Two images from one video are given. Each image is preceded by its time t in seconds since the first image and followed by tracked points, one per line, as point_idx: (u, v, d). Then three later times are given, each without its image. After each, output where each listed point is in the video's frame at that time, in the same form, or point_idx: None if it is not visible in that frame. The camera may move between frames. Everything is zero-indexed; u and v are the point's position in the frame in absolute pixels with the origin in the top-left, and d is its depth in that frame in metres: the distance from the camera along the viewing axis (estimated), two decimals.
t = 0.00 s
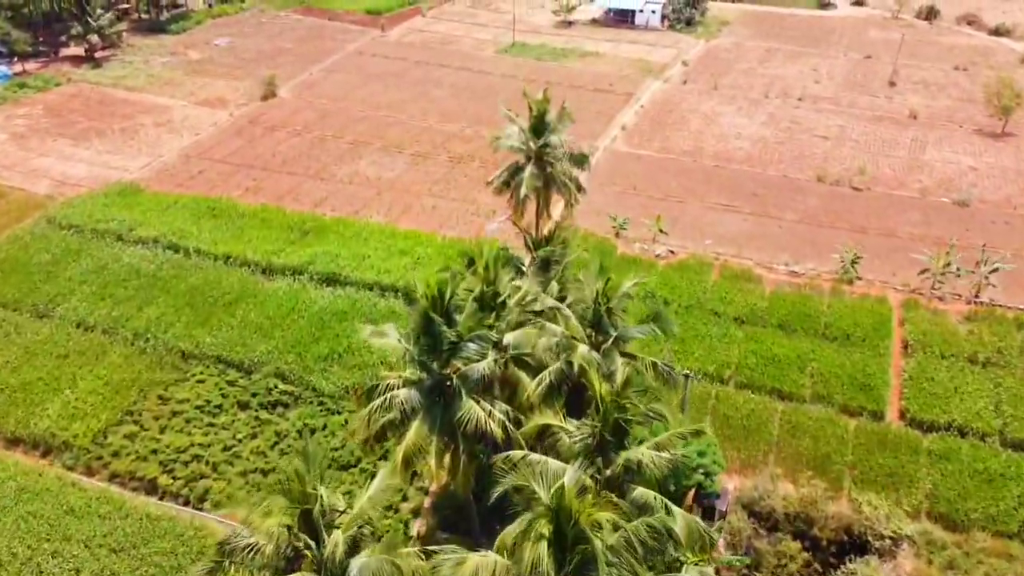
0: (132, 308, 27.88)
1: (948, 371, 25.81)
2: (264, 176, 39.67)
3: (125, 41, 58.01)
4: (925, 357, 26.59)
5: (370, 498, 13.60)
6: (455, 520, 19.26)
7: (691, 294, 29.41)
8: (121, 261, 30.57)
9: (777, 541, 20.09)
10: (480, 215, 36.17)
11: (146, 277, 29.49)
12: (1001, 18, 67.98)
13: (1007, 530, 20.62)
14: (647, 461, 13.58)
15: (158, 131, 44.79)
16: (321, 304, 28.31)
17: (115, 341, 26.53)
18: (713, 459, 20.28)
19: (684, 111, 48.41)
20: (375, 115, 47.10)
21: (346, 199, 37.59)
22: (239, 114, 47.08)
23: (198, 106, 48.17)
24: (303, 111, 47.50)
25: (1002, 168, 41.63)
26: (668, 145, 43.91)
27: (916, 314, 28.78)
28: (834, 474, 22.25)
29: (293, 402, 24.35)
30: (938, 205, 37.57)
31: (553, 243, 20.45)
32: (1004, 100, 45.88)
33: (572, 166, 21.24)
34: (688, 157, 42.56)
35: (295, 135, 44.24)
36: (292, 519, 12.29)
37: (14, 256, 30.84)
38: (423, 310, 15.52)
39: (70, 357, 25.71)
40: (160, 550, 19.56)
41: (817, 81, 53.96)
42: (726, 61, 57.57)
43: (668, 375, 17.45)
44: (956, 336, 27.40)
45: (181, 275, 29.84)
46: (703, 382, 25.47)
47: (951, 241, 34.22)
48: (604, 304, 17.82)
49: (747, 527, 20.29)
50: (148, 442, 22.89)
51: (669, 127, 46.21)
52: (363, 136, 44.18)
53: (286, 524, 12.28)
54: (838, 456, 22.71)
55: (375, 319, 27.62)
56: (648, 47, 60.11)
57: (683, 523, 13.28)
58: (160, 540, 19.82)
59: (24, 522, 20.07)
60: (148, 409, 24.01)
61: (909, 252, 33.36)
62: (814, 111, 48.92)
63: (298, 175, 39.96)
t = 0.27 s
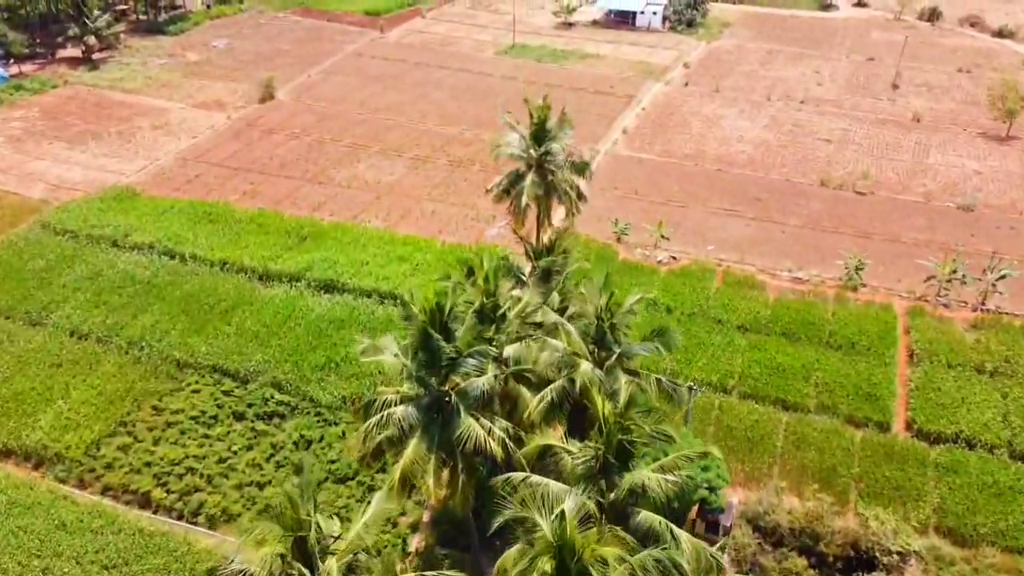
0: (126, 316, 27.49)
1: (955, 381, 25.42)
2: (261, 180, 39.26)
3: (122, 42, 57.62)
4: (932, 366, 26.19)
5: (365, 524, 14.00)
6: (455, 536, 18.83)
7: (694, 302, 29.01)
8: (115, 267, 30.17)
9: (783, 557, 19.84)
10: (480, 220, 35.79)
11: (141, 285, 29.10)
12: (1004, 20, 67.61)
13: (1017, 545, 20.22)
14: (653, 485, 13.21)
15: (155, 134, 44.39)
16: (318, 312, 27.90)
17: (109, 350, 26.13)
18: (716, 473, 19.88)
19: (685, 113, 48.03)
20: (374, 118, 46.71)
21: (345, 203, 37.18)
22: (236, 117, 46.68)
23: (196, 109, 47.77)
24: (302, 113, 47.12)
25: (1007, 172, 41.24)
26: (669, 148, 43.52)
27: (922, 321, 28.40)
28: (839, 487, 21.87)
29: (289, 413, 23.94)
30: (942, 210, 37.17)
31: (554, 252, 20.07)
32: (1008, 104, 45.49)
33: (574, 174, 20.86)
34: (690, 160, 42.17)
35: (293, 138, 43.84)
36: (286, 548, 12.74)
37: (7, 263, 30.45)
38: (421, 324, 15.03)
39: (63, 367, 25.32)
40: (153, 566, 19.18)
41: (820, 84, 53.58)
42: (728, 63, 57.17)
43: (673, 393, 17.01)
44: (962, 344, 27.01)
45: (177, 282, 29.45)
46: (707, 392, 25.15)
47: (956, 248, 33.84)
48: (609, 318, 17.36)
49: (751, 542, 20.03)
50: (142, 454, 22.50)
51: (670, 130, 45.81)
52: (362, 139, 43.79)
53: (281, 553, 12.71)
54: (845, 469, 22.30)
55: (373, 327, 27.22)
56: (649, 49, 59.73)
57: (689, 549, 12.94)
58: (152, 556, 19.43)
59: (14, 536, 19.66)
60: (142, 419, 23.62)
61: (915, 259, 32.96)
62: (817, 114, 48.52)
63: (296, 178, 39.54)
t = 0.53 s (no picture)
0: (121, 324, 27.11)
1: (963, 391, 25.02)
2: (259, 184, 38.86)
3: (120, 44, 57.24)
4: (938, 376, 25.80)
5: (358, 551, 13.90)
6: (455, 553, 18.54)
7: (697, 310, 28.60)
8: (111, 274, 29.79)
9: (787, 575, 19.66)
10: (479, 225, 35.40)
11: (136, 292, 28.72)
12: (1006, 21, 67.23)
13: None
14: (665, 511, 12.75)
15: (152, 137, 44.00)
16: (315, 320, 27.52)
17: (103, 360, 25.74)
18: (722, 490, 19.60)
19: (687, 117, 47.65)
20: (373, 121, 46.31)
21: (344, 208, 36.78)
22: (234, 120, 46.28)
23: (194, 112, 47.38)
24: (300, 116, 46.72)
25: (1012, 177, 40.84)
26: (671, 152, 43.14)
27: (928, 330, 28.02)
28: (845, 501, 21.48)
29: (286, 424, 23.55)
30: (947, 215, 36.79)
31: (556, 263, 19.70)
32: (1013, 107, 45.10)
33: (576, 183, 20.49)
34: (692, 164, 41.78)
35: (291, 142, 43.44)
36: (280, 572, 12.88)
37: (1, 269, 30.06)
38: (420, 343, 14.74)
39: (57, 377, 24.94)
40: None
41: (823, 86, 53.19)
42: (730, 65, 56.80)
43: (678, 410, 16.39)
44: (969, 353, 26.61)
45: (173, 289, 29.07)
46: (710, 402, 24.85)
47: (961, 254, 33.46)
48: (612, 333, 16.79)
49: (756, 558, 19.79)
50: (137, 467, 22.11)
51: (672, 133, 45.42)
52: (361, 143, 43.39)
53: None
54: (851, 482, 21.92)
55: (370, 334, 26.81)
56: (650, 51, 59.35)
57: None
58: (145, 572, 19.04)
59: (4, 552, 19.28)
60: (136, 431, 23.23)
61: (919, 266, 32.57)
62: (820, 117, 48.13)
63: (294, 183, 39.13)
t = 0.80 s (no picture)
0: (116, 332, 26.74)
1: (970, 402, 24.64)
2: (257, 189, 38.47)
3: (118, 45, 56.85)
4: (945, 386, 25.41)
5: None
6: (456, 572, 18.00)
7: (699, 318, 28.22)
8: (106, 280, 29.43)
9: None
10: (480, 231, 35.00)
11: (132, 299, 28.36)
12: (1009, 23, 66.86)
13: None
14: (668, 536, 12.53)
15: (150, 141, 43.61)
16: (313, 328, 27.13)
17: (98, 369, 25.37)
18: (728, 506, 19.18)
19: (689, 120, 47.25)
20: (372, 124, 45.92)
21: (342, 213, 36.38)
22: (232, 123, 45.88)
23: (191, 114, 46.98)
24: (299, 119, 46.32)
25: (1017, 181, 40.47)
26: (672, 156, 42.75)
27: (934, 338, 27.63)
28: (853, 515, 21.10)
29: (283, 435, 23.17)
30: (952, 221, 36.40)
31: (557, 274, 19.33)
32: (1018, 111, 44.72)
33: (578, 193, 20.08)
34: (694, 168, 41.38)
35: (290, 145, 43.04)
36: None
37: None
38: (419, 360, 14.39)
39: (50, 386, 24.56)
40: None
41: (825, 89, 52.81)
42: (731, 68, 56.40)
43: (685, 431, 15.58)
44: (977, 362, 26.23)
45: (169, 296, 28.69)
46: (713, 413, 24.47)
47: (967, 261, 33.07)
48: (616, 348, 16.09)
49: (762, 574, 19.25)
50: (131, 479, 21.73)
51: (674, 137, 45.03)
52: (360, 146, 43.02)
53: None
54: (858, 496, 21.55)
55: (368, 343, 26.41)
56: (651, 52, 58.97)
57: None
58: None
59: None
60: (130, 442, 22.85)
61: (925, 273, 32.17)
62: (822, 120, 47.75)
63: (292, 187, 38.74)
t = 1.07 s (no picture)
0: (111, 340, 26.37)
1: (978, 412, 24.25)
2: (255, 193, 38.09)
3: (116, 47, 56.50)
4: (953, 396, 25.02)
5: None
6: None
7: (702, 325, 27.84)
8: (102, 287, 29.07)
9: None
10: (480, 236, 34.63)
11: (128, 306, 27.99)
12: (1012, 25, 66.52)
13: None
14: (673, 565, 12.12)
15: (147, 144, 43.25)
16: (311, 336, 26.73)
17: (92, 378, 25.00)
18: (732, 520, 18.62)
19: (691, 123, 46.88)
20: (372, 127, 45.56)
21: (341, 218, 36.01)
22: (230, 126, 45.52)
23: (189, 117, 46.62)
24: (297, 122, 45.96)
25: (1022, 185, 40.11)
26: (674, 159, 42.38)
27: (940, 346, 27.24)
28: (860, 529, 20.73)
29: (280, 447, 22.79)
30: (957, 226, 36.00)
31: (558, 284, 18.92)
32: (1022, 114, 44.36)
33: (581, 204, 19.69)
34: (697, 172, 41.01)
35: (288, 148, 42.68)
36: None
37: None
38: (417, 377, 14.14)
39: (44, 395, 24.18)
40: None
41: (828, 91, 52.46)
42: (734, 70, 56.02)
43: (690, 450, 15.17)
44: (984, 371, 25.86)
45: (165, 303, 28.31)
46: (716, 424, 24.10)
47: (973, 267, 32.69)
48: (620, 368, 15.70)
49: None
50: (124, 492, 21.34)
51: (676, 140, 44.66)
52: (360, 149, 42.66)
53: None
54: (865, 510, 21.16)
55: (367, 352, 26.03)
56: (652, 54, 58.61)
57: None
58: None
59: None
60: (125, 453, 22.46)
61: (931, 280, 31.80)
62: (825, 124, 47.36)
63: (291, 191, 38.36)
